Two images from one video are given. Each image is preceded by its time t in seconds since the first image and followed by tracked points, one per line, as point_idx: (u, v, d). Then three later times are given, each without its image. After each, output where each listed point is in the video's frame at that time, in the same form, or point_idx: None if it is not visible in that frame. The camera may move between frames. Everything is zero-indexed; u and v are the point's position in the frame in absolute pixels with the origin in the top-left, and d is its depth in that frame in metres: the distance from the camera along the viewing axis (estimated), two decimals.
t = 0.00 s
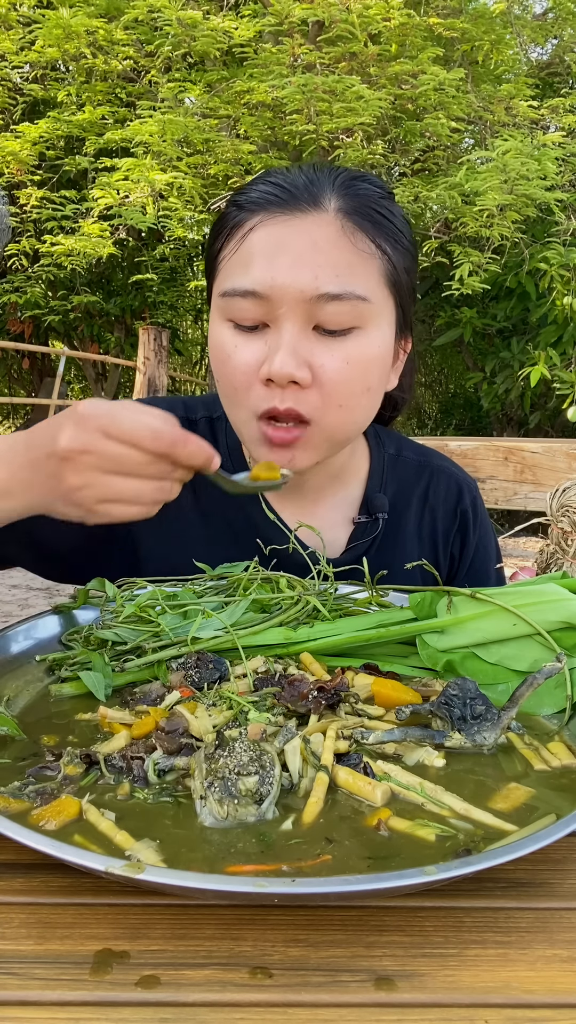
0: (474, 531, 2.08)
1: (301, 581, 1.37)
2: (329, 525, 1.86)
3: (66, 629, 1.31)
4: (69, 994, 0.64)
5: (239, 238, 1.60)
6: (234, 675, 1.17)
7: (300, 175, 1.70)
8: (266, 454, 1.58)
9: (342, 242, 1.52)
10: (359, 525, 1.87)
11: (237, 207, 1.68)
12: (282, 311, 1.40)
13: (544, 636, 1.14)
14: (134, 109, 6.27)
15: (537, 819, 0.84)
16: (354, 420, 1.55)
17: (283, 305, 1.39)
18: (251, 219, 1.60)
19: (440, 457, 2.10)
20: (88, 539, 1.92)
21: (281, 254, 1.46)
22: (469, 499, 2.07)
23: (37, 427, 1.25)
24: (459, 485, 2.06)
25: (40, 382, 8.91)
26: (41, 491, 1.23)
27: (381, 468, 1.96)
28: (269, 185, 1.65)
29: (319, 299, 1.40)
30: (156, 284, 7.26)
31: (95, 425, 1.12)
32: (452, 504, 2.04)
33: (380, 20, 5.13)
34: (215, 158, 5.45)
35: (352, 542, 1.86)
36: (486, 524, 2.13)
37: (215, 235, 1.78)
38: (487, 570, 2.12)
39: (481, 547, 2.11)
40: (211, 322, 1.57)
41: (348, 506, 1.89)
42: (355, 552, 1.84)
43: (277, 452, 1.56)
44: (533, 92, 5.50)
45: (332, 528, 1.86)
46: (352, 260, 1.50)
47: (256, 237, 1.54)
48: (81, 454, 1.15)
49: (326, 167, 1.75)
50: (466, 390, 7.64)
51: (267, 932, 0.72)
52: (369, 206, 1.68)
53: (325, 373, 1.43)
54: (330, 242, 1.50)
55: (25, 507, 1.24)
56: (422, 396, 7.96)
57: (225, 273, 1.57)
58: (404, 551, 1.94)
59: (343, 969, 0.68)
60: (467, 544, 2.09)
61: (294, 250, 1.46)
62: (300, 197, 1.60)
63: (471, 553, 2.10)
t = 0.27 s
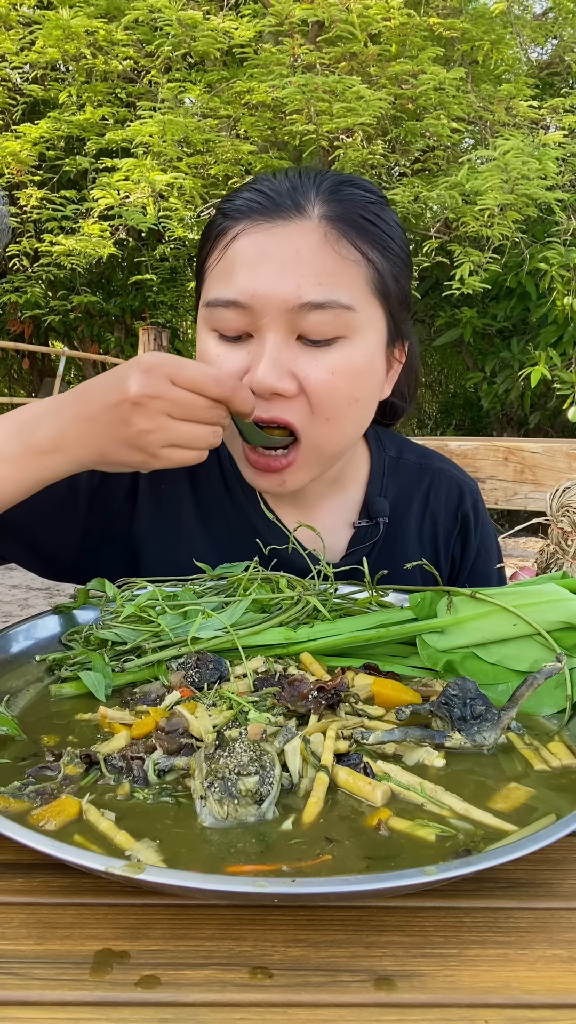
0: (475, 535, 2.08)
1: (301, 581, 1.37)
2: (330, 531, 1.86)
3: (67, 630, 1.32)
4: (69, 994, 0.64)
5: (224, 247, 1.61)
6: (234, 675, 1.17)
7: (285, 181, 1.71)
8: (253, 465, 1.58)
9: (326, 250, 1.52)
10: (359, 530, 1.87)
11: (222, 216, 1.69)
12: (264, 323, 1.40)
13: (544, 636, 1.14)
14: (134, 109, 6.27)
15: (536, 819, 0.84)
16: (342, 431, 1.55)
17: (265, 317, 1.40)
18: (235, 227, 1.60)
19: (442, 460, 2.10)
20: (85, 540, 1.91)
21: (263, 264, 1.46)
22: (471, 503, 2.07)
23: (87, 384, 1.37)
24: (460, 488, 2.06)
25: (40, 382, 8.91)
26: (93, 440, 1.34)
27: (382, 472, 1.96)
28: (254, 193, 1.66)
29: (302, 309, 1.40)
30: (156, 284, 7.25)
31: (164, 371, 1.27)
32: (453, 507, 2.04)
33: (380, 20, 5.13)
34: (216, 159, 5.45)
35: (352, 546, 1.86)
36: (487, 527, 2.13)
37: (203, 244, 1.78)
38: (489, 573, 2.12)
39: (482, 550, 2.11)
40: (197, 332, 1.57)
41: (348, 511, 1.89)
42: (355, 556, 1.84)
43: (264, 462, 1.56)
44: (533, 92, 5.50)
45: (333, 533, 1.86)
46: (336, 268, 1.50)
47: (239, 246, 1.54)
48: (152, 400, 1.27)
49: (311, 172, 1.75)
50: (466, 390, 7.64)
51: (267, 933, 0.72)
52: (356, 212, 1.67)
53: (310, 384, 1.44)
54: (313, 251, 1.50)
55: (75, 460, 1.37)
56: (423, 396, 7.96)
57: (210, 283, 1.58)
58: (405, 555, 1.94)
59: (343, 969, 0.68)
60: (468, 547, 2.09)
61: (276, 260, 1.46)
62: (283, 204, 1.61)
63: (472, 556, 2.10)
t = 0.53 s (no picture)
0: (475, 534, 2.08)
1: (301, 581, 1.37)
2: (330, 528, 1.86)
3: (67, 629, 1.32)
4: (69, 994, 0.64)
5: (211, 257, 1.60)
6: (234, 675, 1.17)
7: (272, 187, 1.70)
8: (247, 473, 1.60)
9: (312, 259, 1.52)
10: (360, 528, 1.88)
11: (211, 224, 1.69)
12: (251, 337, 1.40)
13: (544, 636, 1.14)
14: (134, 108, 6.27)
15: (536, 819, 0.84)
16: (333, 439, 1.55)
17: (252, 331, 1.40)
18: (223, 237, 1.60)
19: (441, 459, 2.10)
20: (84, 537, 1.92)
21: (249, 275, 1.46)
22: (471, 501, 2.07)
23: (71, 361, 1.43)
24: (460, 487, 2.06)
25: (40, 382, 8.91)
26: (73, 415, 1.39)
27: (382, 471, 1.96)
28: (241, 202, 1.66)
29: (288, 322, 1.40)
30: (156, 284, 7.25)
31: (144, 338, 1.32)
32: (453, 506, 2.04)
33: (380, 20, 5.13)
34: (216, 158, 5.44)
35: (353, 544, 1.87)
36: (488, 526, 2.13)
37: (193, 250, 1.78)
38: (489, 572, 2.12)
39: (482, 549, 2.11)
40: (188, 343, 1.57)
41: (348, 509, 1.90)
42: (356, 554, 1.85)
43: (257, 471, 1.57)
44: (533, 92, 5.49)
45: (333, 531, 1.87)
46: (322, 277, 1.50)
47: (226, 256, 1.54)
48: (128, 365, 1.31)
49: (298, 178, 1.74)
50: (466, 390, 7.63)
51: (267, 933, 0.72)
52: (344, 218, 1.66)
53: (299, 395, 1.44)
54: (299, 260, 1.49)
55: (56, 437, 1.42)
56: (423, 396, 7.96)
57: (198, 294, 1.58)
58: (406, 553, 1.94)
59: (343, 969, 0.68)
60: (468, 546, 2.09)
61: (262, 271, 1.46)
62: (268, 213, 1.60)
63: (472, 555, 2.10)
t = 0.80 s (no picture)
0: (473, 529, 2.08)
1: (301, 581, 1.37)
2: (329, 524, 1.86)
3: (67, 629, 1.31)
4: (69, 994, 0.64)
5: (216, 252, 1.60)
6: (234, 676, 1.17)
7: (277, 184, 1.70)
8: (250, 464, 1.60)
9: (316, 254, 1.51)
10: (358, 524, 1.87)
11: (215, 219, 1.69)
12: (254, 330, 1.40)
13: (544, 636, 1.14)
14: (134, 108, 6.27)
15: (536, 819, 0.84)
16: (334, 432, 1.55)
17: (255, 324, 1.40)
18: (228, 232, 1.60)
19: (439, 455, 2.09)
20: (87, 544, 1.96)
21: (253, 269, 1.46)
22: (469, 498, 2.07)
23: None
24: (457, 483, 2.06)
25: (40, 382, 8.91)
26: None
27: (380, 467, 1.96)
28: (245, 198, 1.66)
29: (291, 316, 1.40)
30: (156, 284, 7.25)
31: None
32: (450, 502, 2.04)
33: (380, 20, 5.13)
34: (215, 158, 5.43)
35: (351, 540, 1.87)
36: (485, 522, 2.13)
37: (197, 245, 1.78)
38: (487, 568, 2.12)
39: (480, 545, 2.11)
40: (193, 336, 1.58)
41: (347, 504, 1.89)
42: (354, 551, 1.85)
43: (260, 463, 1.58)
44: (533, 92, 5.49)
45: (332, 526, 1.86)
46: (326, 272, 1.49)
47: (230, 251, 1.54)
48: None
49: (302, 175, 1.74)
50: (466, 390, 7.64)
51: (267, 933, 0.72)
52: (347, 215, 1.66)
53: (300, 389, 1.44)
54: (303, 255, 1.49)
55: None
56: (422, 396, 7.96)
57: (203, 288, 1.58)
58: (404, 549, 1.94)
59: (343, 969, 0.68)
60: (466, 542, 2.09)
61: (266, 265, 1.46)
62: (272, 209, 1.60)
63: (470, 551, 2.10)
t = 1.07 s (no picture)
0: (467, 526, 2.08)
1: (301, 581, 1.37)
2: (323, 518, 1.86)
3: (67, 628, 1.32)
4: (69, 994, 0.64)
5: (225, 239, 1.59)
6: (234, 675, 1.17)
7: (285, 176, 1.70)
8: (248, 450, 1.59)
9: (326, 244, 1.51)
10: (351, 518, 1.87)
11: (223, 208, 1.68)
12: (264, 315, 1.40)
13: (543, 636, 1.14)
14: (134, 108, 6.27)
15: (536, 819, 0.84)
16: (333, 421, 1.55)
17: (265, 308, 1.39)
18: (237, 219, 1.59)
19: (434, 451, 2.09)
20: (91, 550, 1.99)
21: (264, 256, 1.45)
22: (463, 493, 2.07)
23: None
24: (451, 479, 2.05)
25: (40, 382, 8.91)
26: None
27: (373, 463, 1.96)
28: (254, 188, 1.65)
29: (301, 303, 1.39)
30: (156, 284, 7.24)
31: None
32: (444, 498, 2.04)
33: (380, 20, 5.13)
34: (215, 158, 5.43)
35: (343, 534, 1.87)
36: (480, 519, 2.13)
37: (202, 234, 1.77)
38: (481, 565, 2.12)
39: (474, 542, 2.11)
40: (198, 320, 1.57)
41: (339, 499, 1.88)
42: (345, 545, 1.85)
43: (258, 449, 1.57)
44: (533, 92, 5.49)
45: (325, 520, 1.86)
46: (335, 263, 1.49)
47: (240, 237, 1.53)
48: None
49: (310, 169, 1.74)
50: (466, 390, 7.64)
51: (267, 933, 0.72)
52: (354, 208, 1.66)
53: (305, 377, 1.44)
54: (314, 245, 1.49)
55: None
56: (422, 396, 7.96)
57: (210, 275, 1.57)
58: (396, 544, 1.94)
59: (343, 969, 0.68)
60: (460, 538, 2.08)
61: (277, 252, 1.45)
62: (282, 199, 1.59)
63: (464, 547, 2.09)
